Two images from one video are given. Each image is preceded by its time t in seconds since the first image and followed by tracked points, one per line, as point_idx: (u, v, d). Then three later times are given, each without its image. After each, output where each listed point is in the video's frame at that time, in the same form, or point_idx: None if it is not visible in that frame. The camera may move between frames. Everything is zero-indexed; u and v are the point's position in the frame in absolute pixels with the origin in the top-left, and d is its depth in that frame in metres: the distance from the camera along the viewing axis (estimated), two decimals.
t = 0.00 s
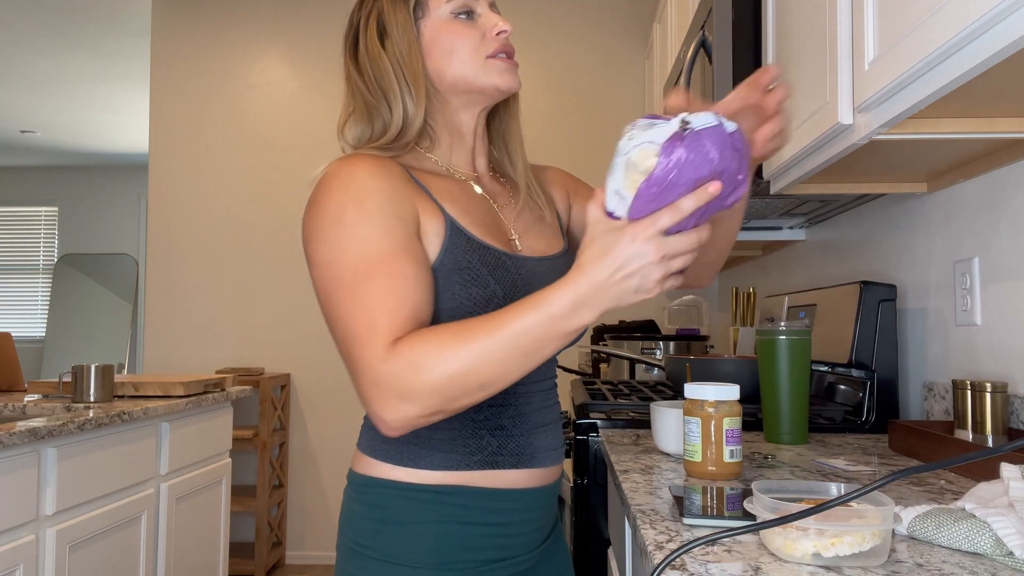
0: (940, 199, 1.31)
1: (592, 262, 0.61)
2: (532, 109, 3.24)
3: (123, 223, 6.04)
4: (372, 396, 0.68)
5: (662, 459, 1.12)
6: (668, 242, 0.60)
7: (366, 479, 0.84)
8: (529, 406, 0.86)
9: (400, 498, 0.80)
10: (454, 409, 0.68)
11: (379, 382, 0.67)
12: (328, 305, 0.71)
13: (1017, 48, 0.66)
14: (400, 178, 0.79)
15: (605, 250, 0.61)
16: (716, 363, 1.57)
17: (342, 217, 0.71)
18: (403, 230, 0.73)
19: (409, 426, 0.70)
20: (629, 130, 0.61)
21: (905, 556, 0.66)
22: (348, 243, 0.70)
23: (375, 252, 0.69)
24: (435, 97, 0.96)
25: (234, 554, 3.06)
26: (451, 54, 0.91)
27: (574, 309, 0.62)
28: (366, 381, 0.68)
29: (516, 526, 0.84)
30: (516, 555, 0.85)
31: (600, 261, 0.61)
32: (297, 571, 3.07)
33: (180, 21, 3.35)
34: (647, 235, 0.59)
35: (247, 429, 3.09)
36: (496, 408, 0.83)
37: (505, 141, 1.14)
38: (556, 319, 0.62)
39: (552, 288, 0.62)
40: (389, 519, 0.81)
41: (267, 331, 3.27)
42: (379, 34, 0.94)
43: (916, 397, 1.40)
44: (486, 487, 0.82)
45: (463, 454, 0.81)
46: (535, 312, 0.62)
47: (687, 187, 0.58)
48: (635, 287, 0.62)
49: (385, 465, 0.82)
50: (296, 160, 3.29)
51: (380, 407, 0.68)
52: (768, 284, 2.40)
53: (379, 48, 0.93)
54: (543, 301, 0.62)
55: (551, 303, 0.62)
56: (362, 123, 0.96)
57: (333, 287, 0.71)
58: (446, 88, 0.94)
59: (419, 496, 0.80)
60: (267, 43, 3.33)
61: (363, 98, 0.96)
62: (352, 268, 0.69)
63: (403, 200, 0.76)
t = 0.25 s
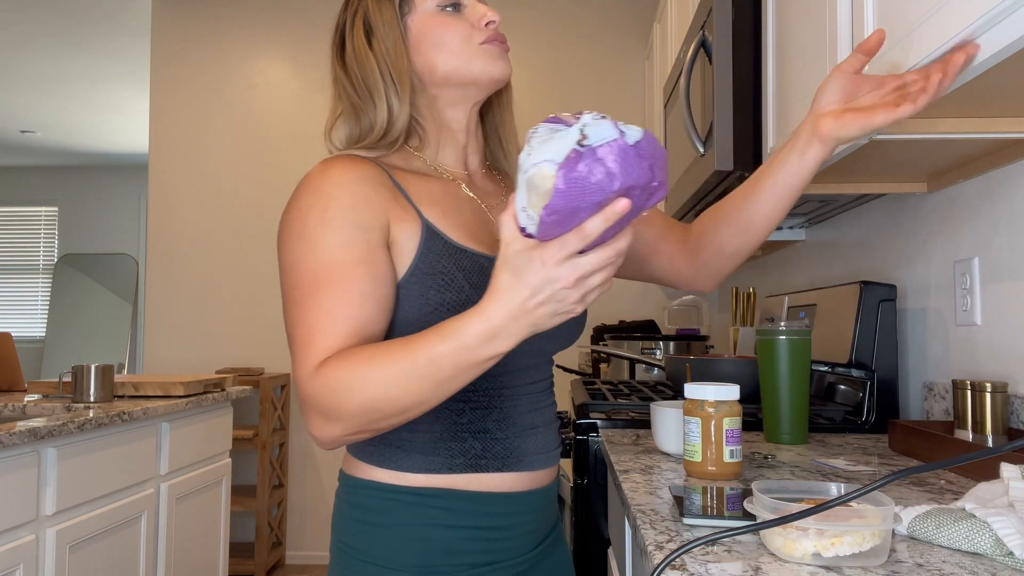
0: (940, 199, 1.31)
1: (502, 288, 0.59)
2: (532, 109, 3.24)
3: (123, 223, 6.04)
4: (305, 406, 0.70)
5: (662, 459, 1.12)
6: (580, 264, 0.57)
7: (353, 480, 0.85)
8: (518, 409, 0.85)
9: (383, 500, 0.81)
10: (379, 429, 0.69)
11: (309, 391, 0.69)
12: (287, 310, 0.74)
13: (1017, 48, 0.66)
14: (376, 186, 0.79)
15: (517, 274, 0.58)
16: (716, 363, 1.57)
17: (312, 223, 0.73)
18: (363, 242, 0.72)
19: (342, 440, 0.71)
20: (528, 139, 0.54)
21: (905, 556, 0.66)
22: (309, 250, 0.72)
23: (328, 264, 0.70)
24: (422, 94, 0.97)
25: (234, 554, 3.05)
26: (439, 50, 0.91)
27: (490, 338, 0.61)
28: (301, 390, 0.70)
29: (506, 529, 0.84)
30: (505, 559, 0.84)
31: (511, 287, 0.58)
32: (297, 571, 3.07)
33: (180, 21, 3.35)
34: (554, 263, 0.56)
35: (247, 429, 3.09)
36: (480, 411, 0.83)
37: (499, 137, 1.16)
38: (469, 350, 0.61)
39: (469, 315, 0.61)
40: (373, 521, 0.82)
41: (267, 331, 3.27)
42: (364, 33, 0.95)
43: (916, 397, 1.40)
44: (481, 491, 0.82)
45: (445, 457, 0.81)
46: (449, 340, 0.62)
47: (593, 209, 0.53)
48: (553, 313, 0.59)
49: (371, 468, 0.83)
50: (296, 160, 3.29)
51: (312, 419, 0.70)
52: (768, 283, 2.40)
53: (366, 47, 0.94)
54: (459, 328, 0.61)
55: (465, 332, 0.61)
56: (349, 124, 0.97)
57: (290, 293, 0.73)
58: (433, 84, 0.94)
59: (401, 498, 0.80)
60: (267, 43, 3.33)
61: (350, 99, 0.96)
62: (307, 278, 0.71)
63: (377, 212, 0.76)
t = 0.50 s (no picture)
0: (940, 199, 1.31)
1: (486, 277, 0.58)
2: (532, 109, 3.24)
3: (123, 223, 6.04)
4: (298, 406, 0.70)
5: (662, 459, 1.12)
6: (565, 244, 0.56)
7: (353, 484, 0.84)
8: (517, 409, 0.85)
9: (384, 504, 0.81)
10: (373, 427, 0.67)
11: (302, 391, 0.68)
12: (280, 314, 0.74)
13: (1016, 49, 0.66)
14: (365, 185, 0.79)
15: (499, 261, 0.57)
16: (715, 363, 1.57)
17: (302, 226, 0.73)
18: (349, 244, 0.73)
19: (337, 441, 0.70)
20: (508, 114, 0.54)
21: (906, 556, 0.66)
22: (298, 255, 0.72)
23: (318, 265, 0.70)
24: (410, 95, 0.97)
25: (234, 554, 3.05)
26: (429, 49, 0.91)
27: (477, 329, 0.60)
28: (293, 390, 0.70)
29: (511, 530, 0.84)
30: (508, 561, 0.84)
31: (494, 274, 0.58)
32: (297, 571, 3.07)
33: (180, 21, 3.35)
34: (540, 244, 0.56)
35: (247, 429, 3.09)
36: (478, 412, 0.82)
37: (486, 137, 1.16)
38: (455, 343, 0.60)
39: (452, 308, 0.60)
40: (374, 525, 0.81)
41: (267, 331, 3.27)
42: (351, 32, 0.94)
43: (916, 397, 1.40)
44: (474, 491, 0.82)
45: (444, 459, 0.81)
46: (434, 334, 0.61)
47: (571, 187, 0.53)
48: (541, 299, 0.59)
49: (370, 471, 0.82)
50: (296, 159, 3.29)
51: (306, 419, 0.69)
52: (767, 284, 2.40)
53: (352, 46, 0.94)
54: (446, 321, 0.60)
55: (450, 325, 0.60)
56: (337, 124, 0.96)
57: (281, 296, 0.73)
58: (422, 84, 0.94)
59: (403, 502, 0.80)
60: (267, 42, 3.33)
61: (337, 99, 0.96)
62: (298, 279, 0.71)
63: (366, 213, 0.76)
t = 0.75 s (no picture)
0: (940, 199, 1.31)
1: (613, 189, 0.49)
2: (532, 109, 3.25)
3: (123, 223, 6.04)
4: (396, 399, 0.56)
5: (662, 459, 1.12)
6: (694, 138, 0.47)
7: (382, 495, 0.80)
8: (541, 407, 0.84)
9: (431, 515, 0.77)
10: (499, 392, 0.54)
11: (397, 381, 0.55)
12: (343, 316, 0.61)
13: (1015, 50, 0.66)
14: (405, 166, 0.73)
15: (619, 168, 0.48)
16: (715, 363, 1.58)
17: (340, 217, 0.63)
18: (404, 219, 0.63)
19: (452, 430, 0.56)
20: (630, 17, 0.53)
21: (905, 556, 0.66)
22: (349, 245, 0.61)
23: (379, 246, 0.60)
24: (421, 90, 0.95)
25: (234, 554, 3.06)
26: (440, 46, 0.90)
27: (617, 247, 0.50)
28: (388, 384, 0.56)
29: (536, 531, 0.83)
30: (533, 561, 0.84)
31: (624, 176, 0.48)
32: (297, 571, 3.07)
33: (180, 21, 3.35)
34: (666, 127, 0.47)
35: (247, 429, 3.09)
36: (515, 411, 0.81)
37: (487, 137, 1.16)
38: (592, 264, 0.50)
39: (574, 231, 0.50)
40: (419, 537, 0.78)
41: (267, 331, 3.27)
42: (356, 23, 0.90)
43: (916, 397, 1.40)
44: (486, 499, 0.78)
45: (491, 463, 0.78)
46: (564, 258, 0.50)
47: (696, 71, 0.48)
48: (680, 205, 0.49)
49: (406, 480, 0.78)
50: (296, 159, 3.29)
51: (411, 410, 0.55)
52: (767, 283, 2.40)
53: (358, 41, 0.89)
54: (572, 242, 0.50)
55: (582, 247, 0.49)
56: (344, 122, 0.91)
57: (341, 291, 0.61)
58: (432, 81, 0.93)
59: (452, 512, 0.77)
60: (267, 42, 3.33)
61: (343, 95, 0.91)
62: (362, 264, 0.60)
63: (410, 193, 0.69)
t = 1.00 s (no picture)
0: (940, 199, 1.31)
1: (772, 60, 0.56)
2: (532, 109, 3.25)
3: (123, 223, 6.05)
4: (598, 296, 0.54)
5: (662, 459, 1.12)
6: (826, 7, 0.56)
7: (406, 500, 0.77)
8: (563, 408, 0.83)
9: (463, 522, 0.75)
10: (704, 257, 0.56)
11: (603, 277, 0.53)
12: (487, 266, 0.57)
13: (1016, 50, 0.66)
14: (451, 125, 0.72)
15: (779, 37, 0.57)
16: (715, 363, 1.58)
17: (438, 182, 0.59)
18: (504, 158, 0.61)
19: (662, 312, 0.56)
20: None
21: (905, 556, 0.66)
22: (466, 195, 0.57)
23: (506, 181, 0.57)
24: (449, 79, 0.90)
25: (234, 554, 3.06)
26: (471, 27, 0.87)
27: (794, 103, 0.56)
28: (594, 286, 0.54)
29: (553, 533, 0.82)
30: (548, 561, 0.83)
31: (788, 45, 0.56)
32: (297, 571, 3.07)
33: (180, 21, 3.35)
34: None
35: (247, 429, 3.09)
36: (548, 413, 0.79)
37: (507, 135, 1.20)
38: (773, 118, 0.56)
39: (734, 104, 0.56)
40: (448, 544, 0.75)
41: (267, 331, 3.27)
42: (388, 4, 0.84)
43: (916, 398, 1.40)
44: (505, 504, 0.76)
45: (530, 467, 0.77)
46: (748, 118, 0.55)
47: None
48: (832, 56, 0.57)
49: (434, 486, 0.75)
50: (296, 160, 3.29)
51: (628, 300, 0.54)
52: (767, 283, 2.40)
53: (392, 20, 0.83)
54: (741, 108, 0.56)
55: (760, 98, 0.56)
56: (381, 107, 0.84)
57: (470, 243, 0.57)
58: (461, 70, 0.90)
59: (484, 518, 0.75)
60: (267, 43, 3.33)
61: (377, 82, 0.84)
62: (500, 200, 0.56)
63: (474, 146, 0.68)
